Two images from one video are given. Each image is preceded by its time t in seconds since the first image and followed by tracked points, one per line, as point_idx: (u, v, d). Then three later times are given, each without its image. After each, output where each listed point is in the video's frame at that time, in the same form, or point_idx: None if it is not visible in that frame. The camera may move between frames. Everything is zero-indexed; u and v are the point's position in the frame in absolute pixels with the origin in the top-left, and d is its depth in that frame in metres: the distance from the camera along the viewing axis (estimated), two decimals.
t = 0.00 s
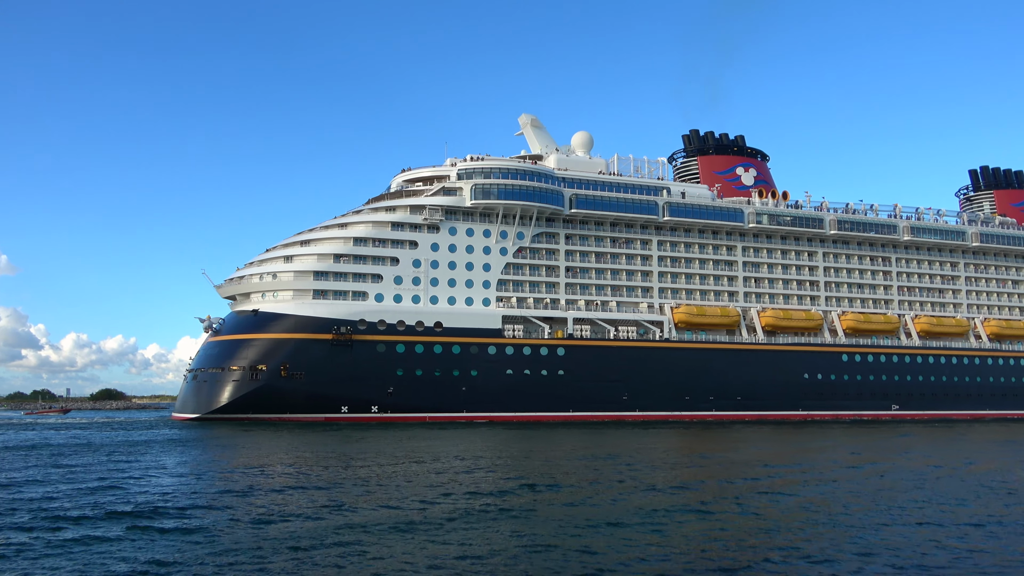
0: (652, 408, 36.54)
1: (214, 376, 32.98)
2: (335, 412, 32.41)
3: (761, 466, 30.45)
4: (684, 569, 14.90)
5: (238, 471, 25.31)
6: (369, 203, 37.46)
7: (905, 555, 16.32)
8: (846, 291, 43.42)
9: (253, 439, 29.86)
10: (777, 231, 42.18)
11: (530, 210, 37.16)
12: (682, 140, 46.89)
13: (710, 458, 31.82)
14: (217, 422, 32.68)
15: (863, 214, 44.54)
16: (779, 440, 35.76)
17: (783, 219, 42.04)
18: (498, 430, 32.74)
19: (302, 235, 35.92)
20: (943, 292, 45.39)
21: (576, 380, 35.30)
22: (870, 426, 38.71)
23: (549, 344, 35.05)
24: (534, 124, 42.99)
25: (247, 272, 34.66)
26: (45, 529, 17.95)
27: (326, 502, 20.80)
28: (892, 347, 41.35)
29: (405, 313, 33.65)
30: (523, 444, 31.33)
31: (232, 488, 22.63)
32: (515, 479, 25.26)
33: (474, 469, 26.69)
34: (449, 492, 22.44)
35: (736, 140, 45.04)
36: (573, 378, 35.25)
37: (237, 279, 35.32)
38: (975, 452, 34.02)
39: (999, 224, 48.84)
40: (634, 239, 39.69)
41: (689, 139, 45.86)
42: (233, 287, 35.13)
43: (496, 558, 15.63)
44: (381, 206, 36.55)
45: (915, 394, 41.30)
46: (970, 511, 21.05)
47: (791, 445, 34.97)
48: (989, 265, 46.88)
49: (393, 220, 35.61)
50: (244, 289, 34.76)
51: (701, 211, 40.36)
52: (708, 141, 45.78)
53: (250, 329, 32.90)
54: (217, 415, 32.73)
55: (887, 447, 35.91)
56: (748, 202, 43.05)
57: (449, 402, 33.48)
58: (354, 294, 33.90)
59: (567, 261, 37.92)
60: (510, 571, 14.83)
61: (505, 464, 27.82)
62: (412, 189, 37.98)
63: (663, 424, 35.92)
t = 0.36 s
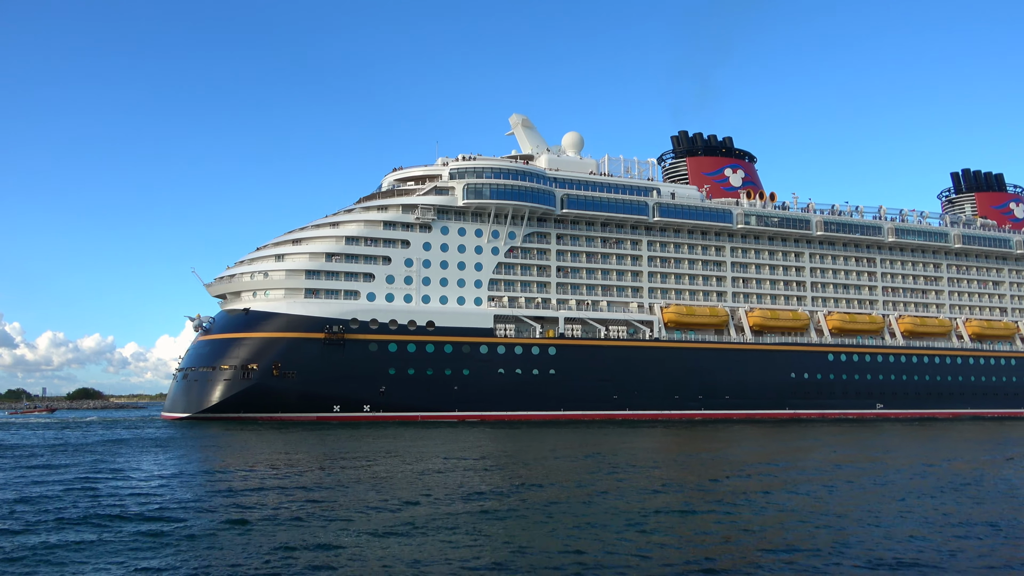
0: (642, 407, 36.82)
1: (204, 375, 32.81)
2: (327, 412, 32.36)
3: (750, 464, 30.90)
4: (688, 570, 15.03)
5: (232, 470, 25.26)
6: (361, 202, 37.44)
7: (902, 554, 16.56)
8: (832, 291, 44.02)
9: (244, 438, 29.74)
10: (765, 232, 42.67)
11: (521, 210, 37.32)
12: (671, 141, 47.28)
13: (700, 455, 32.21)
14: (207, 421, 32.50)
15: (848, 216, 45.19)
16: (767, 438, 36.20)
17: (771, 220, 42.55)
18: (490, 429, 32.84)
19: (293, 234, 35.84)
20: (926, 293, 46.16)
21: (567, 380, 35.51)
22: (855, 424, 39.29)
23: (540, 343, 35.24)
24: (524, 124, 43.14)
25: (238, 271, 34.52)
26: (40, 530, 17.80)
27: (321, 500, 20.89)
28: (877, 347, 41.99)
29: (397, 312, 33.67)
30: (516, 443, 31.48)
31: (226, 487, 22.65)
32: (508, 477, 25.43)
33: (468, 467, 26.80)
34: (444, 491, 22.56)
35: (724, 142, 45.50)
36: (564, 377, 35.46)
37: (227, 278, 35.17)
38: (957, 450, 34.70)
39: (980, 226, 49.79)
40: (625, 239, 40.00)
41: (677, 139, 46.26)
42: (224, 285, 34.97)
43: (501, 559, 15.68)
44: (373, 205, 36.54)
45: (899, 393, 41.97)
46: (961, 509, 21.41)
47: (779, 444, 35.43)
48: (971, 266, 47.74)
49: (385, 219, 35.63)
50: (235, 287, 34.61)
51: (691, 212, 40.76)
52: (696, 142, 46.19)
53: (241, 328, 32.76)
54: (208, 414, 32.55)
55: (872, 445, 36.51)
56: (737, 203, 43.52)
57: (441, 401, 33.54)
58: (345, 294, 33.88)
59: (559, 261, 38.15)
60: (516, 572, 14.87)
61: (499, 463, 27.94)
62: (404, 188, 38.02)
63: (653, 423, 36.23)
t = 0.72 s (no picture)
0: (632, 406, 37.04)
1: (193, 374, 32.57)
2: (318, 411, 32.23)
3: (739, 463, 31.20)
4: (688, 568, 15.17)
5: (223, 469, 25.11)
6: (351, 201, 37.35)
7: (896, 552, 16.78)
8: (817, 292, 44.61)
9: (234, 438, 29.53)
10: (752, 232, 43.13)
11: (512, 210, 37.42)
12: (659, 142, 47.63)
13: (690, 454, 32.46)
14: (195, 420, 32.23)
15: (833, 217, 45.82)
16: (755, 436, 36.58)
17: (758, 221, 43.04)
18: (481, 428, 32.86)
19: (282, 232, 35.67)
20: (908, 293, 46.90)
21: (558, 379, 35.66)
22: (840, 422, 39.85)
23: (531, 343, 35.36)
24: (514, 124, 43.25)
25: (227, 269, 34.29)
26: (32, 531, 17.61)
27: (319, 501, 20.81)
28: (861, 347, 42.61)
29: (388, 311, 33.63)
30: (506, 442, 31.52)
31: (220, 486, 22.51)
32: (501, 476, 25.43)
33: (461, 467, 26.76)
34: (439, 491, 22.56)
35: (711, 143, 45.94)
36: (554, 376, 35.60)
37: (216, 276, 34.93)
38: (940, 448, 35.31)
39: (961, 228, 50.73)
40: (614, 239, 40.25)
41: (665, 140, 46.61)
42: (213, 284, 34.72)
43: (501, 559, 15.71)
44: (363, 203, 36.48)
45: (882, 391, 42.60)
46: (947, 506, 21.83)
47: (766, 442, 35.84)
48: (952, 267, 48.59)
49: (376, 217, 35.57)
50: (224, 286, 34.36)
51: (679, 212, 41.12)
52: (684, 143, 46.58)
53: (231, 327, 32.55)
54: (197, 414, 32.29)
55: (857, 442, 37.02)
56: (724, 204, 43.95)
57: (431, 400, 33.52)
58: (336, 292, 33.78)
59: (549, 261, 38.32)
60: (518, 572, 14.88)
61: (491, 462, 28.01)
62: (395, 187, 38.02)
63: (642, 421, 36.48)
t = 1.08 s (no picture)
0: (621, 405, 37.32)
1: (183, 373, 32.39)
2: (309, 410, 32.16)
3: (729, 461, 31.57)
4: (686, 566, 15.41)
5: (216, 469, 25.02)
6: (342, 200, 37.32)
7: (888, 550, 17.07)
8: (802, 291, 45.23)
9: (225, 437, 29.40)
10: (739, 233, 43.64)
11: (503, 209, 37.58)
12: (647, 143, 48.01)
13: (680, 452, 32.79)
14: (185, 420, 32.04)
15: (818, 218, 46.47)
16: (743, 435, 37.00)
17: (745, 222, 43.57)
18: (473, 427, 32.95)
19: (273, 231, 35.57)
20: (891, 293, 47.67)
21: (548, 378, 35.88)
22: (826, 421, 40.44)
23: (521, 342, 35.54)
24: (504, 124, 43.40)
25: (217, 268, 34.11)
26: (27, 531, 17.55)
27: (315, 499, 20.82)
28: (846, 347, 43.26)
29: (380, 310, 33.64)
30: (498, 441, 31.62)
31: (215, 485, 22.45)
32: (496, 475, 25.53)
33: (455, 465, 26.84)
34: (434, 489, 22.63)
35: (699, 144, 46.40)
36: (545, 375, 35.81)
37: (205, 275, 34.75)
38: (923, 446, 35.95)
39: (942, 230, 51.67)
40: (604, 239, 40.56)
41: (654, 141, 46.99)
42: (202, 282, 34.54)
43: (501, 557, 15.81)
44: (354, 202, 36.46)
45: (866, 390, 43.28)
46: (934, 505, 22.29)
47: (754, 440, 36.27)
48: (933, 268, 49.47)
49: (367, 216, 35.58)
50: (214, 284, 34.19)
51: (668, 212, 41.51)
52: (673, 144, 47.00)
53: (221, 326, 32.39)
54: (186, 413, 32.09)
55: (843, 440, 37.60)
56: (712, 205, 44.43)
57: (423, 399, 33.58)
58: (327, 291, 33.74)
59: (539, 260, 38.52)
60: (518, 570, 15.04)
61: (484, 461, 28.14)
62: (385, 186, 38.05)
63: (632, 420, 36.77)
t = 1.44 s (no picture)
0: (611, 403, 37.69)
1: (175, 372, 32.32)
2: (301, 408, 32.22)
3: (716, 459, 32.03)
4: (679, 563, 15.75)
5: (210, 468, 25.04)
6: (334, 199, 37.38)
7: (874, 548, 17.53)
8: (788, 291, 45.89)
9: (217, 436, 29.38)
10: (727, 233, 44.21)
11: (494, 209, 37.83)
12: (636, 143, 48.45)
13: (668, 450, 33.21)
14: (177, 419, 31.97)
15: (804, 219, 47.16)
16: (730, 433, 37.52)
17: (732, 222, 44.14)
18: (464, 426, 33.15)
19: (264, 230, 35.56)
20: (875, 293, 48.48)
21: (539, 376, 36.17)
22: (811, 419, 41.08)
23: (513, 341, 35.80)
24: (494, 124, 43.63)
25: (209, 266, 34.07)
26: (24, 531, 17.51)
27: (310, 499, 20.95)
28: (831, 346, 43.96)
29: (372, 309, 33.77)
30: (490, 439, 31.85)
31: (211, 485, 22.49)
32: (488, 474, 25.77)
33: (448, 465, 27.05)
34: (429, 488, 22.83)
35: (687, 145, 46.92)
36: (536, 374, 36.09)
37: (196, 273, 34.69)
38: (906, 445, 36.66)
39: (924, 231, 52.61)
40: (594, 238, 40.94)
41: (642, 142, 47.44)
42: (193, 281, 34.47)
43: (499, 556, 16.05)
44: (346, 201, 36.55)
45: (850, 388, 43.99)
46: (918, 503, 22.83)
47: (741, 438, 36.79)
48: (916, 268, 50.36)
49: (359, 215, 35.68)
50: (205, 283, 34.14)
51: (657, 213, 41.95)
52: (661, 144, 47.48)
53: (213, 324, 32.35)
54: (178, 411, 32.03)
55: (828, 438, 38.22)
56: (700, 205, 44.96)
57: (414, 398, 33.74)
58: (320, 290, 33.81)
59: (530, 260, 38.81)
60: (516, 568, 15.31)
61: (477, 459, 28.37)
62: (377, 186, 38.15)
63: (622, 418, 37.16)
